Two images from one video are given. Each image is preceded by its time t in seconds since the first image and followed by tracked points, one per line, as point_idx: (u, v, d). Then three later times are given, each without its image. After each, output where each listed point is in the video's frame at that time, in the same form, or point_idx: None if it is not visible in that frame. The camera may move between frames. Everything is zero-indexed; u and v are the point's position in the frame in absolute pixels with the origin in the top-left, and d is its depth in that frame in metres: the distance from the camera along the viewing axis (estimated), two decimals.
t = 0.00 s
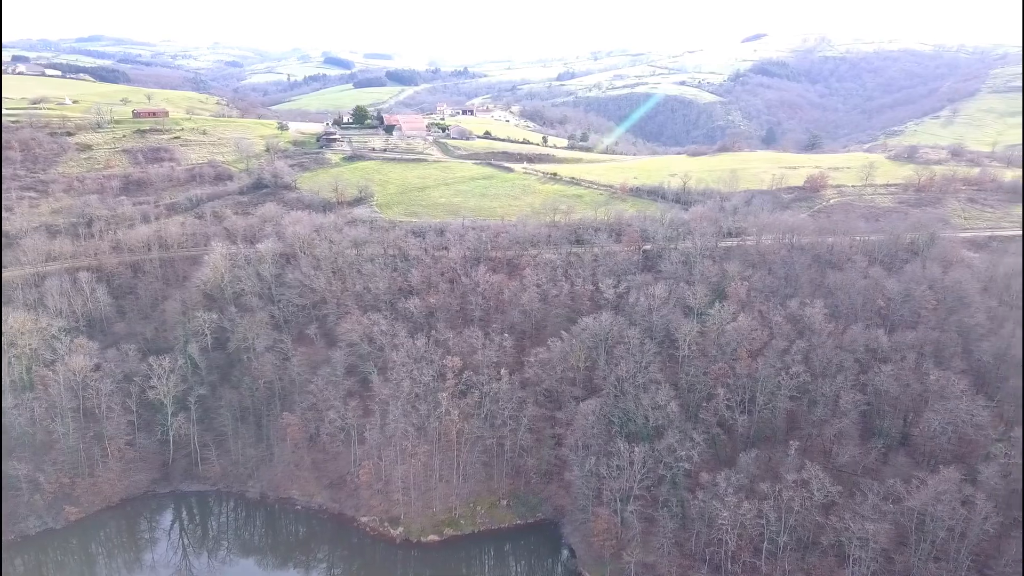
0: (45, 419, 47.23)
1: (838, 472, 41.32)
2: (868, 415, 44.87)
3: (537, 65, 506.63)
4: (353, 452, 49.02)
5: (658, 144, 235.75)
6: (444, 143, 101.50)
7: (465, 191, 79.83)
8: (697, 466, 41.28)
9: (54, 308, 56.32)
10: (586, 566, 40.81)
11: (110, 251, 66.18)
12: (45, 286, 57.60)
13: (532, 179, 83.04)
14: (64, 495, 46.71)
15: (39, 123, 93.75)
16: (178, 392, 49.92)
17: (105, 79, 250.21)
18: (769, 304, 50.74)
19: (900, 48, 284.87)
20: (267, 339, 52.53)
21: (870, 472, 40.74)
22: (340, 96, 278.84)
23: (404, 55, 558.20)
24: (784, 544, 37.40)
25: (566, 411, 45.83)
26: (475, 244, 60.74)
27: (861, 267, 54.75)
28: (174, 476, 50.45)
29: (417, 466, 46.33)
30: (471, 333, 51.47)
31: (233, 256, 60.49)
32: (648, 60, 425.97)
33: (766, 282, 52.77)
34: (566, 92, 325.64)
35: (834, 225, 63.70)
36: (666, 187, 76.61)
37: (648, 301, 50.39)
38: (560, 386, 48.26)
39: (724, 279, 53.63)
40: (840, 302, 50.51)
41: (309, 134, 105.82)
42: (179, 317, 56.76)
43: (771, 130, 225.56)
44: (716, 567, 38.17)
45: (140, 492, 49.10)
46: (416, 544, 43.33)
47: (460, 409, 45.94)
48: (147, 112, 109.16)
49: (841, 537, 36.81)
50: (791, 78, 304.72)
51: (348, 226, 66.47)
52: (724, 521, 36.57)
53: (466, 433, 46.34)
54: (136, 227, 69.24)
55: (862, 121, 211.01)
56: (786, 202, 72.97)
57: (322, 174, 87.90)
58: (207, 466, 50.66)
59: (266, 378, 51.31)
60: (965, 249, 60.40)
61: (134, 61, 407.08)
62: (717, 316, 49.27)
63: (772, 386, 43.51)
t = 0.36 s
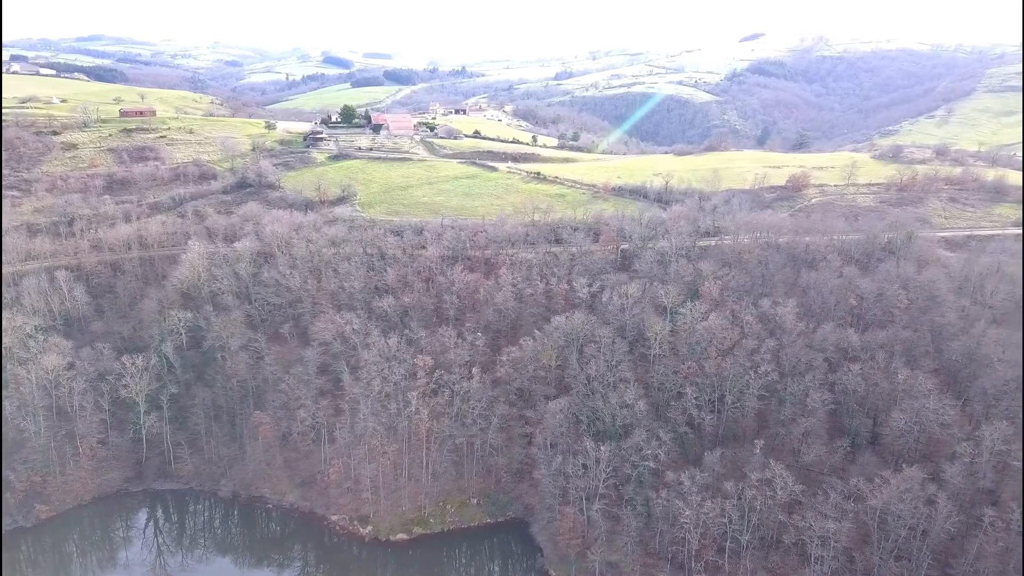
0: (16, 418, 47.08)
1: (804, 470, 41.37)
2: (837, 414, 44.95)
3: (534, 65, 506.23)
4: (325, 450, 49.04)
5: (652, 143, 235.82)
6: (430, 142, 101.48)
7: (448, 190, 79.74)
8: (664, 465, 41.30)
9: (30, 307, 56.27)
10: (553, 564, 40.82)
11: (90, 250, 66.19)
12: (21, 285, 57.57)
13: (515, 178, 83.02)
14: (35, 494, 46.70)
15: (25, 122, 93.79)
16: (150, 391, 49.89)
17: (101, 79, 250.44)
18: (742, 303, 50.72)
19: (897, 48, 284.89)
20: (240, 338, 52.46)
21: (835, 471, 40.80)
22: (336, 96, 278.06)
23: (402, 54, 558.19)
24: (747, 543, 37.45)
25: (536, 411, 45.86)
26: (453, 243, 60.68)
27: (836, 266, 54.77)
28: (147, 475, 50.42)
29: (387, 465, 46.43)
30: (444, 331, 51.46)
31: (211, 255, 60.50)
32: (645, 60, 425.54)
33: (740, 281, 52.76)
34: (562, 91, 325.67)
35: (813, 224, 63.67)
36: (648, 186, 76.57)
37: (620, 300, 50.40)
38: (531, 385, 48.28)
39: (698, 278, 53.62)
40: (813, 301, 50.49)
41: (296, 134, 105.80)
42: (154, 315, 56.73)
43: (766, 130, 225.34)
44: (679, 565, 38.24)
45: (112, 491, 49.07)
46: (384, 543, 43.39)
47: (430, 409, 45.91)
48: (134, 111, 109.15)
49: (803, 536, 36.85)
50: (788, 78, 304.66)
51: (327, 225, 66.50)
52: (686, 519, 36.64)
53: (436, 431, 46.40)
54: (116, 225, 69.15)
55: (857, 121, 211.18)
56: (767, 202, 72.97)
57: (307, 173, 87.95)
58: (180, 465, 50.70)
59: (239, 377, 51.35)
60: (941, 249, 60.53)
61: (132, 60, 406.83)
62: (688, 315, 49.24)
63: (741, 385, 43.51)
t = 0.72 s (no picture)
0: None
1: (772, 470, 41.44)
2: (807, 413, 44.99)
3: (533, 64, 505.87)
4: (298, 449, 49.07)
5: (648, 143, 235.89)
6: (418, 142, 101.49)
7: (431, 189, 79.75)
8: (632, 463, 41.31)
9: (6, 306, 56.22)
10: (520, 563, 40.82)
11: (70, 249, 66.18)
12: None
13: (499, 177, 83.05)
14: (7, 492, 46.71)
15: (11, 121, 93.85)
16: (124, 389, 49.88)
17: (98, 78, 250.58)
18: (716, 302, 50.77)
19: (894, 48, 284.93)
20: (215, 337, 52.45)
21: (801, 470, 40.86)
22: (332, 95, 277.17)
23: (401, 54, 556.76)
24: (711, 541, 37.49)
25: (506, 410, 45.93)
26: (431, 242, 60.67)
27: (811, 265, 54.86)
28: (121, 473, 50.41)
29: (359, 464, 46.60)
30: (418, 330, 51.47)
31: (189, 254, 60.54)
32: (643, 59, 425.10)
33: (715, 280, 52.81)
34: (560, 91, 325.73)
35: (792, 224, 63.70)
36: (631, 186, 76.56)
37: (594, 300, 50.42)
38: (503, 384, 48.30)
39: (673, 277, 53.74)
40: (786, 300, 50.53)
41: (283, 133, 105.86)
42: (131, 314, 56.72)
43: (761, 130, 225.14)
44: (644, 564, 38.26)
45: (85, 490, 49.02)
46: (354, 541, 43.37)
47: (401, 408, 45.95)
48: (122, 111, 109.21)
49: (767, 534, 36.91)
50: (786, 78, 304.61)
51: (307, 224, 66.53)
52: (649, 518, 36.70)
53: (407, 430, 46.48)
54: (97, 224, 69.11)
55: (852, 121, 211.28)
56: (749, 202, 73.04)
57: (292, 172, 88.05)
58: (154, 463, 50.72)
59: (214, 375, 51.44)
60: (919, 249, 60.67)
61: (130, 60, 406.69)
62: (661, 315, 49.28)
63: (710, 384, 43.48)
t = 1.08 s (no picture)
0: None
1: (739, 469, 41.52)
2: (777, 413, 45.04)
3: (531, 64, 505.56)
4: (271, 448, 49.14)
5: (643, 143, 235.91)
6: (405, 141, 101.57)
7: (415, 189, 79.78)
8: (599, 462, 41.33)
9: None
10: (487, 562, 40.87)
11: (51, 247, 66.19)
12: None
13: (483, 177, 83.09)
14: None
15: None
16: (98, 388, 49.88)
17: (94, 78, 250.53)
18: (689, 301, 50.84)
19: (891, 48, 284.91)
20: (190, 336, 52.50)
21: (768, 469, 40.95)
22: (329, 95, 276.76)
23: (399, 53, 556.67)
24: (675, 540, 37.51)
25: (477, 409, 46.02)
26: (409, 241, 60.63)
27: (787, 265, 54.89)
28: (96, 472, 50.40)
29: (330, 463, 46.73)
30: (393, 329, 51.56)
31: (168, 253, 60.58)
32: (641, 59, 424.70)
33: (689, 280, 52.87)
34: (557, 90, 325.62)
35: (772, 223, 63.66)
36: (614, 185, 76.58)
37: (568, 299, 50.46)
38: (476, 383, 48.40)
39: (648, 277, 53.79)
40: (760, 299, 50.50)
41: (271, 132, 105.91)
42: (108, 313, 56.72)
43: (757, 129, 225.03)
44: (609, 563, 38.27)
45: (59, 488, 49.00)
46: (324, 540, 43.45)
47: (372, 407, 46.03)
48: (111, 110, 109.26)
49: (730, 533, 36.94)
50: (783, 77, 304.46)
51: (288, 224, 66.56)
52: (613, 517, 36.77)
53: (379, 429, 46.52)
54: (78, 223, 69.08)
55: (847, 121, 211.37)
56: (731, 201, 73.05)
57: (277, 171, 88.14)
58: (129, 462, 50.72)
59: (189, 374, 51.49)
60: (897, 249, 60.71)
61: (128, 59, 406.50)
62: (634, 314, 49.30)
63: (679, 384, 43.53)
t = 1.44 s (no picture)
0: None
1: (706, 468, 41.59)
2: (747, 412, 45.09)
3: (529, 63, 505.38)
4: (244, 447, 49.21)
5: (639, 142, 235.79)
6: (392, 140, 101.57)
7: (399, 188, 79.80)
8: (567, 461, 41.36)
9: None
10: (454, 560, 40.98)
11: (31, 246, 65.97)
12: None
13: (468, 176, 83.07)
14: None
15: None
16: (72, 386, 49.88)
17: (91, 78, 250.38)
18: (663, 301, 50.91)
19: (889, 49, 284.78)
20: (166, 335, 52.57)
21: (734, 468, 41.06)
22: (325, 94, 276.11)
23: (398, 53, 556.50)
24: (639, 539, 37.54)
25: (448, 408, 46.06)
26: (387, 239, 60.63)
27: (762, 264, 54.94)
28: (70, 471, 50.40)
29: (302, 462, 46.83)
30: (367, 328, 51.60)
31: (146, 251, 60.61)
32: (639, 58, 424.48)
33: (664, 279, 52.94)
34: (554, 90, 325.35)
35: (751, 223, 63.65)
36: (597, 185, 76.57)
37: (541, 298, 50.47)
38: (449, 382, 48.40)
39: (624, 276, 53.83)
40: (733, 298, 50.55)
41: (258, 131, 105.93)
42: (85, 312, 56.65)
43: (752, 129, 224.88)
44: (574, 562, 38.31)
45: (32, 488, 48.83)
46: (294, 538, 43.53)
47: (343, 406, 46.04)
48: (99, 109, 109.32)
49: (693, 532, 37.00)
50: (780, 77, 304.23)
51: (268, 223, 66.60)
52: (576, 516, 36.82)
53: (350, 427, 46.62)
54: (59, 221, 68.97)
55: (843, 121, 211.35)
56: (712, 201, 73.11)
57: (263, 170, 88.18)
58: (103, 461, 50.76)
59: (163, 372, 51.50)
60: (874, 248, 60.85)
61: (125, 58, 406.03)
62: (607, 313, 49.34)
63: (649, 383, 43.56)
